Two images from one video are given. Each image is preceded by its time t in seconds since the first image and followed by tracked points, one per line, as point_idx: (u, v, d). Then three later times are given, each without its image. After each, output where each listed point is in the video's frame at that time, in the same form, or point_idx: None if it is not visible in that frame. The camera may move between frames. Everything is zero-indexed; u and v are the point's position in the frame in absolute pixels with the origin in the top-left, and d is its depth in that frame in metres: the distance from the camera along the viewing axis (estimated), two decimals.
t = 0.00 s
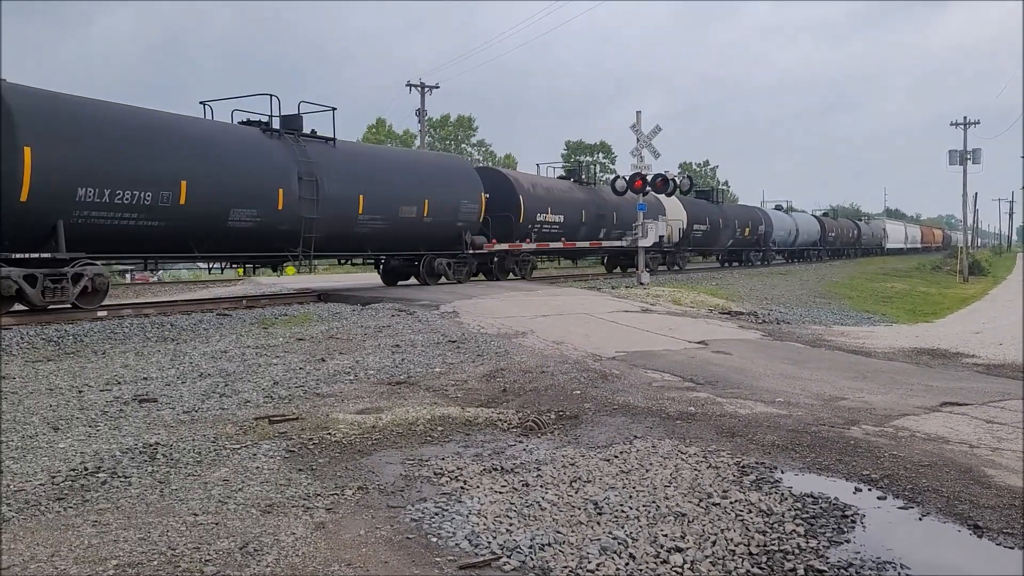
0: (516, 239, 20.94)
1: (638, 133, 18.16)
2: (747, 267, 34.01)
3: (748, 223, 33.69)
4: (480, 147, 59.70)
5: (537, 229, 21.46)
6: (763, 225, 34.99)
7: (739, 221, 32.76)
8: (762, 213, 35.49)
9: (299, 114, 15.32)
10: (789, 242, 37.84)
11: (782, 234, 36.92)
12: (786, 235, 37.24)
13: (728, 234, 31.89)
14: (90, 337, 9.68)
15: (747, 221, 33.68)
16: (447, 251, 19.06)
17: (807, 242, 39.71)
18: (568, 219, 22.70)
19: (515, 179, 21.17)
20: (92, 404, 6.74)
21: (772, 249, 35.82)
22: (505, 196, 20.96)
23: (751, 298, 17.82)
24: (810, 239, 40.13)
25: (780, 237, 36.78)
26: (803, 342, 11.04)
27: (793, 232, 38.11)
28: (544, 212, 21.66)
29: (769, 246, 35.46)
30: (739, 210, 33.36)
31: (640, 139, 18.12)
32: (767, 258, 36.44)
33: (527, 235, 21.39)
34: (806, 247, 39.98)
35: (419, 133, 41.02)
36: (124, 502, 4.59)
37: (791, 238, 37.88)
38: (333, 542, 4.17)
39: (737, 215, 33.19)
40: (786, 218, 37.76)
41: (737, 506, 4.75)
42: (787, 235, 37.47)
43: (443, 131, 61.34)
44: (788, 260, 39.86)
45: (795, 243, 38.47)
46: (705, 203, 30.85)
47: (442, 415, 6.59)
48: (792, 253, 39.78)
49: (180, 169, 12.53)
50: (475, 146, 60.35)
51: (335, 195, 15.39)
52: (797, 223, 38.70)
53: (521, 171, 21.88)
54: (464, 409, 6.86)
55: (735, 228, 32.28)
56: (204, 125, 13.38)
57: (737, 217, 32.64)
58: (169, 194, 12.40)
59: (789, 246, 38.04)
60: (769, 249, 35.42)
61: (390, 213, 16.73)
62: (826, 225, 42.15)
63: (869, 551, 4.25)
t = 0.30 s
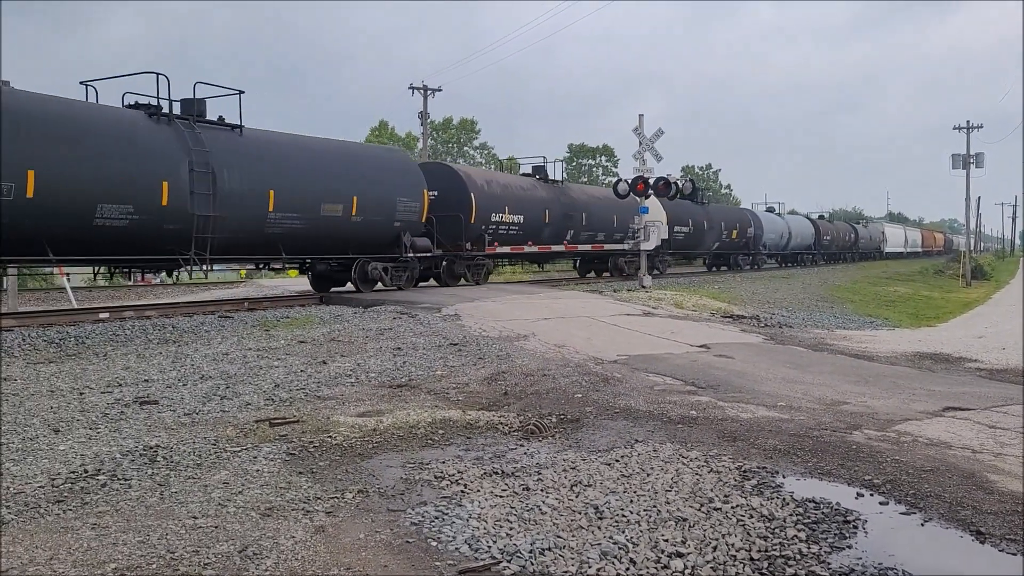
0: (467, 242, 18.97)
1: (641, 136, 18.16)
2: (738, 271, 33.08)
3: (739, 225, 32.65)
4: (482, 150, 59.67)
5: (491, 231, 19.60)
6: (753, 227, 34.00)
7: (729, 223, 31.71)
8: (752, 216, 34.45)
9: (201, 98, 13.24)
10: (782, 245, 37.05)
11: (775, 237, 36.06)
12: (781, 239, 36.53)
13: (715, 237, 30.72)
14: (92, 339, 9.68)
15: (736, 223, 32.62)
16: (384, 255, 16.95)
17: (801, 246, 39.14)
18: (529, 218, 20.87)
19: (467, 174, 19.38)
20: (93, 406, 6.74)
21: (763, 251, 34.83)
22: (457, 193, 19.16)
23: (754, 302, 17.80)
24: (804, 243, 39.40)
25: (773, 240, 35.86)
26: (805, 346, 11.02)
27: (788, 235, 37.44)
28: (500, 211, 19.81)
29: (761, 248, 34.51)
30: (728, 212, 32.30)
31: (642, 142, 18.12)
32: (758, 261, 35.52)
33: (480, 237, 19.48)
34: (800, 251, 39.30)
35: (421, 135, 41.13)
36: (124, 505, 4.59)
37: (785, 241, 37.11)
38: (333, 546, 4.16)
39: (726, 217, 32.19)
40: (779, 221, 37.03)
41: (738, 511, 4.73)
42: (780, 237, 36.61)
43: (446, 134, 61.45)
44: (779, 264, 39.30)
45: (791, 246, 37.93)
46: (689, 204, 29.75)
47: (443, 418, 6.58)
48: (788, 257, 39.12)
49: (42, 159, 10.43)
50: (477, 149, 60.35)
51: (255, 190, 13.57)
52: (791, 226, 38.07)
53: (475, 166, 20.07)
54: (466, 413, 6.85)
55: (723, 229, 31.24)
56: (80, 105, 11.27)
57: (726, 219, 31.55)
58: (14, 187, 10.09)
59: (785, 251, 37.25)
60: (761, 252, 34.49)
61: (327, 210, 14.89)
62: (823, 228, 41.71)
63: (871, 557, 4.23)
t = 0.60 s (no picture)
0: (410, 245, 17.42)
1: (646, 141, 18.14)
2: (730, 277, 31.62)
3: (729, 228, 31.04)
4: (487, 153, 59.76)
5: (438, 232, 18.07)
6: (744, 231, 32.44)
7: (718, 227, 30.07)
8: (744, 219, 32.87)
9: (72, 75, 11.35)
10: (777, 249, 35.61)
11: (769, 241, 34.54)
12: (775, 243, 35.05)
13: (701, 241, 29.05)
14: (96, 340, 9.70)
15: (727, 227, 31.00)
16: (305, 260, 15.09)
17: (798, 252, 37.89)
18: (483, 219, 19.30)
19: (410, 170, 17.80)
20: (95, 408, 6.74)
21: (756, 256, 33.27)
22: (398, 190, 17.61)
23: (759, 307, 17.76)
24: (799, 249, 38.07)
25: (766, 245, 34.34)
26: (809, 352, 10.97)
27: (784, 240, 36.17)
28: (448, 210, 18.21)
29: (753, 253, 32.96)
30: (718, 214, 30.73)
31: (647, 147, 18.10)
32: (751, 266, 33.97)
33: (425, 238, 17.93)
34: (796, 258, 38.02)
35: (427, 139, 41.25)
36: (124, 507, 4.58)
37: (779, 247, 35.69)
38: (332, 551, 4.14)
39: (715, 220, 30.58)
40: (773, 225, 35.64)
41: (741, 518, 4.69)
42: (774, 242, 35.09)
43: (450, 138, 61.54)
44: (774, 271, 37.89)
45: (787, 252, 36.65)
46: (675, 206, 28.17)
47: (445, 422, 6.56)
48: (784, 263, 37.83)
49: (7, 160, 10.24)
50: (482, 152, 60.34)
51: (223, 183, 12.73)
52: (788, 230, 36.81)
53: (420, 162, 18.48)
54: (468, 417, 6.83)
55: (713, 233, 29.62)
56: None
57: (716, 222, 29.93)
58: None
59: (778, 256, 35.80)
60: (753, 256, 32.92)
61: (242, 203, 13.10)
62: (822, 233, 40.55)
63: (875, 565, 4.20)
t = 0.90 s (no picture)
0: (336, 248, 15.98)
1: (651, 147, 18.14)
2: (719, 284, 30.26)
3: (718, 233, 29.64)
4: (493, 159, 59.83)
5: (371, 234, 16.71)
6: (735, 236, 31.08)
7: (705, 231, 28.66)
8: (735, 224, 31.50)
9: None
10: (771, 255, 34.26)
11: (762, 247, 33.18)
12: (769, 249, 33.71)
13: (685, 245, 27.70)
14: (99, 343, 9.71)
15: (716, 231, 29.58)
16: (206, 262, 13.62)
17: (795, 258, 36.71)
18: (425, 219, 17.96)
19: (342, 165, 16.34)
20: (98, 411, 6.74)
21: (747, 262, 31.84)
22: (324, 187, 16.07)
23: (764, 315, 17.70)
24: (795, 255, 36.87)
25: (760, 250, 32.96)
26: (813, 360, 10.93)
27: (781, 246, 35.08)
28: (383, 210, 16.83)
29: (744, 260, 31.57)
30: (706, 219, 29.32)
31: (652, 153, 18.10)
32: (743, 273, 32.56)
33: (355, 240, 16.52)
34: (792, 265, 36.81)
35: (432, 144, 41.35)
36: (125, 512, 4.57)
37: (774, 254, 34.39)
38: (333, 557, 4.12)
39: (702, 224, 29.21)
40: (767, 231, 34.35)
41: (744, 527, 4.66)
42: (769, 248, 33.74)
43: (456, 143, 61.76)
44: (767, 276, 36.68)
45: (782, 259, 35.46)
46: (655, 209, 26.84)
47: (448, 428, 6.55)
48: (777, 270, 36.71)
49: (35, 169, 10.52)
50: (487, 158, 60.39)
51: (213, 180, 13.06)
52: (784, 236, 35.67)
53: (352, 156, 17.00)
54: (471, 422, 6.81)
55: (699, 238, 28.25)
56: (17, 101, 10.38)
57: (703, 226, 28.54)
58: None
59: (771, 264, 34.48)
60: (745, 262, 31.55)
61: (118, 195, 11.64)
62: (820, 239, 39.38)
63: None
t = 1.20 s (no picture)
0: (242, 252, 14.11)
1: (657, 152, 18.14)
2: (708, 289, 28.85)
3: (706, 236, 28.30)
4: (499, 164, 59.90)
5: (288, 236, 14.83)
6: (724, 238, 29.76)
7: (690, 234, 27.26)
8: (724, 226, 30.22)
9: None
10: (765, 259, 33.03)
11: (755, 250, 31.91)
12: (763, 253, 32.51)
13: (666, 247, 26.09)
14: (107, 349, 9.74)
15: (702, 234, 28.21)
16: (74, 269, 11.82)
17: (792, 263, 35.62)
18: (355, 220, 16.10)
19: (253, 158, 14.44)
20: (105, 417, 6.75)
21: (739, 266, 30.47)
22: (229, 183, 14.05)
23: (771, 320, 17.65)
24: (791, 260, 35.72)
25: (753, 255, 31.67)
26: (821, 365, 10.88)
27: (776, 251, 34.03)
28: (305, 209, 14.98)
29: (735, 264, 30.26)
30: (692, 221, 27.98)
31: (658, 158, 18.09)
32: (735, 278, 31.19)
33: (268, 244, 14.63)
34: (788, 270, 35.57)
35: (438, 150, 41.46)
36: (131, 518, 4.58)
37: (766, 258, 33.16)
38: (339, 563, 4.11)
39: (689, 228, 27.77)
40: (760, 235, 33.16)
41: (752, 534, 4.64)
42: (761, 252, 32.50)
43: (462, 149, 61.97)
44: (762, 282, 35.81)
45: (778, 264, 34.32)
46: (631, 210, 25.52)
47: (454, 433, 6.54)
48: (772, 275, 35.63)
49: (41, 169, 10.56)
50: (493, 163, 60.49)
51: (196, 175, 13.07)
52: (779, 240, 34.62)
53: (266, 148, 15.04)
54: (477, 428, 6.81)
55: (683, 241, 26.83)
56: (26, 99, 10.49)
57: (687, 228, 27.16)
58: None
59: (764, 267, 33.18)
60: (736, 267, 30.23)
61: None
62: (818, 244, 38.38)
63: None
